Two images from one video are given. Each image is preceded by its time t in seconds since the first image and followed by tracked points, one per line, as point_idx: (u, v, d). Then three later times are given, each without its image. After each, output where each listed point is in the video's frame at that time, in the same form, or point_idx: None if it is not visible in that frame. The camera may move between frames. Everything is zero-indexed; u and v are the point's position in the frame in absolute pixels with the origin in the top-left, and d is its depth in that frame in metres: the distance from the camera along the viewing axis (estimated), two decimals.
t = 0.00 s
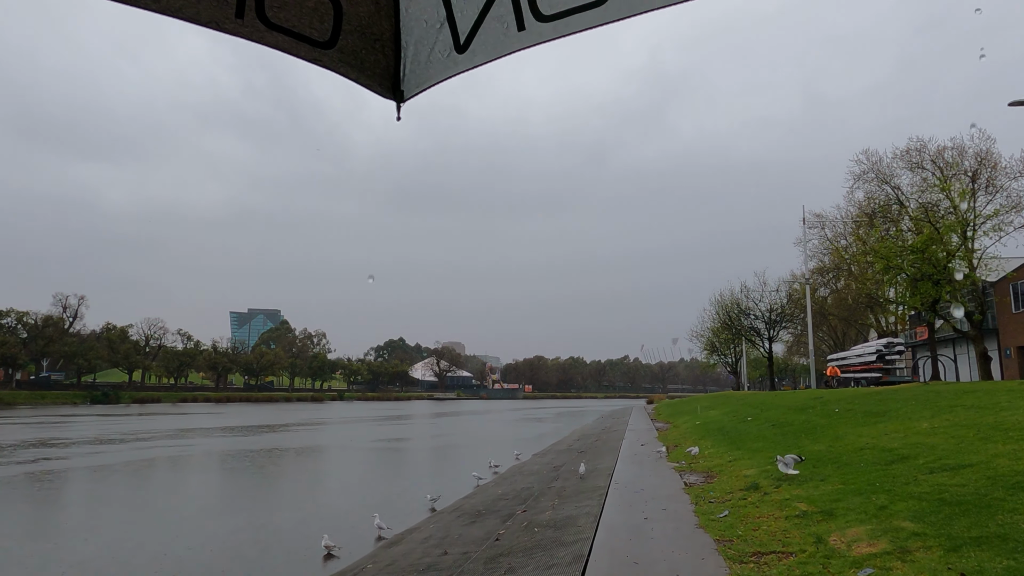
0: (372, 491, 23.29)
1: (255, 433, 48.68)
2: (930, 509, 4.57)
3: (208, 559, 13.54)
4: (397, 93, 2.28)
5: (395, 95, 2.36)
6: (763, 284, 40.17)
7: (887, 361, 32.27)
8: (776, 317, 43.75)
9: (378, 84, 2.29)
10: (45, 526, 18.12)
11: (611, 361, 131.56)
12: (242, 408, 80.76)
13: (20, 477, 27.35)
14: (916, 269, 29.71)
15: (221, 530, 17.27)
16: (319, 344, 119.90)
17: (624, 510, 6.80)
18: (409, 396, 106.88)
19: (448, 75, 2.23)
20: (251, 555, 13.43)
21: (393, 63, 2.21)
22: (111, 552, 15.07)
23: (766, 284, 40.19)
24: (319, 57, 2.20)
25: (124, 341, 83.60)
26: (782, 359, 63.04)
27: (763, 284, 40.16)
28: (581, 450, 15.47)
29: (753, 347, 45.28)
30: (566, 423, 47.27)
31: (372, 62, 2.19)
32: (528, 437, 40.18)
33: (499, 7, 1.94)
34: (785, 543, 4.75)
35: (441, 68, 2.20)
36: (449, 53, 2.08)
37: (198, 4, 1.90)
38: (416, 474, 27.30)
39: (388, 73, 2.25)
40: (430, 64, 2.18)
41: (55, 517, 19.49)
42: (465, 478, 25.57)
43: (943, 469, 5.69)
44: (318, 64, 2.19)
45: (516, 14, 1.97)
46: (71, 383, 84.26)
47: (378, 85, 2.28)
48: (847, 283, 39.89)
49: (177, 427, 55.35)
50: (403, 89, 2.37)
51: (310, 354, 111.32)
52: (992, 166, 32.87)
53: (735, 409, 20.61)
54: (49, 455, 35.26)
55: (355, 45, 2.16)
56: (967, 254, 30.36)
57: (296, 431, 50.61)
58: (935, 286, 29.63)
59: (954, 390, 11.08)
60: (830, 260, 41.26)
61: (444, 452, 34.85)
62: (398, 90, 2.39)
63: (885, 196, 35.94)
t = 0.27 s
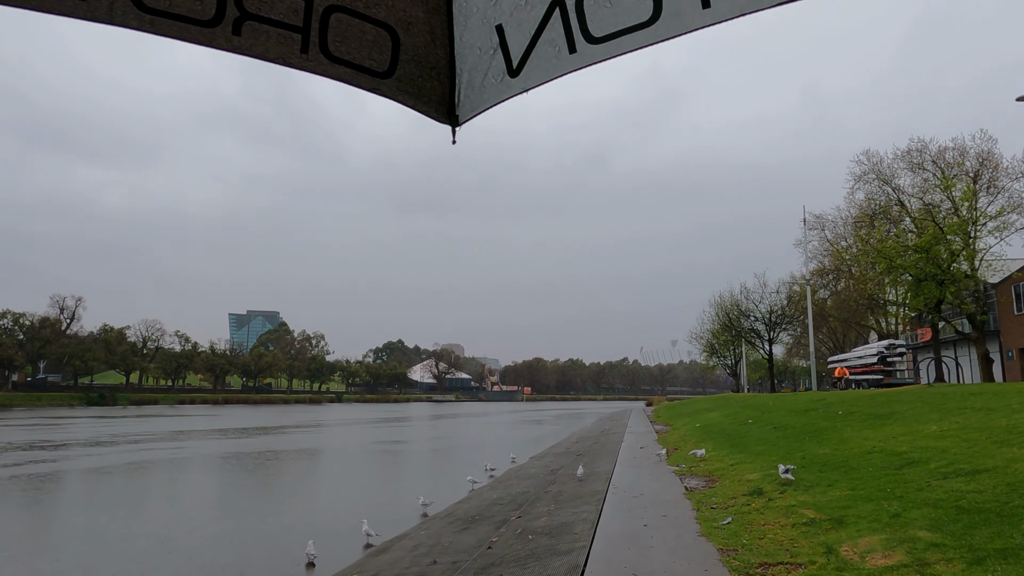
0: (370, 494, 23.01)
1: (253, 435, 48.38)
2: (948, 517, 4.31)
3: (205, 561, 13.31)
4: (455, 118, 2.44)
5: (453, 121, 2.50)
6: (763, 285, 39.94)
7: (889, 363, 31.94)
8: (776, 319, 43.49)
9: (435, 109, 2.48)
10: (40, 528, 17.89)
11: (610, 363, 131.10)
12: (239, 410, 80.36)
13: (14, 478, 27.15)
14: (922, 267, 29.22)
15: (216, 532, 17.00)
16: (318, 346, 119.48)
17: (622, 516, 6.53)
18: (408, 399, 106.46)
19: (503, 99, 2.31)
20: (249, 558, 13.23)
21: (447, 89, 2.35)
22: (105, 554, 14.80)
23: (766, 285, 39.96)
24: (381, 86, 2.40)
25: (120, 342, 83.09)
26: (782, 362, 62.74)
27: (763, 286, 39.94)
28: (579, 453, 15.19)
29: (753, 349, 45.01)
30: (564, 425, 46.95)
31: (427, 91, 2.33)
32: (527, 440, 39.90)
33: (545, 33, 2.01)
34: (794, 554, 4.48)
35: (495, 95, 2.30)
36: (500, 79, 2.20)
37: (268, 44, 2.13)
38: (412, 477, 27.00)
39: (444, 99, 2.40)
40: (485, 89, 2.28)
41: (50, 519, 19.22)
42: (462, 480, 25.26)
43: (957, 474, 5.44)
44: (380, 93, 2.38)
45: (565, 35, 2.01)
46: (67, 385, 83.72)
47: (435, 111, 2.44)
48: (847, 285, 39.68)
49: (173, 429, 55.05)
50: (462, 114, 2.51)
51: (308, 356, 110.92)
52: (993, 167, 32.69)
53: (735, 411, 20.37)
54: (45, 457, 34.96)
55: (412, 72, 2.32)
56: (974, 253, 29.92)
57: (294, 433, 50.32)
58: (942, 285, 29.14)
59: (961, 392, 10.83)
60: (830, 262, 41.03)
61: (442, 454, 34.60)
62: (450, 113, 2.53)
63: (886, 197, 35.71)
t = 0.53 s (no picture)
0: (367, 494, 22.73)
1: (250, 436, 48.11)
2: (968, 527, 4.04)
3: (207, 563, 13.10)
4: (456, 108, 2.14)
5: (454, 112, 2.19)
6: (763, 285, 39.73)
7: (890, 364, 31.67)
8: (776, 319, 43.29)
9: (435, 97, 2.14)
10: (37, 529, 17.64)
11: (609, 363, 130.91)
12: (236, 410, 80.08)
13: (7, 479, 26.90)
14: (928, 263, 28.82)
15: (212, 533, 16.74)
16: (316, 347, 119.20)
17: (620, 523, 6.26)
18: (406, 399, 106.20)
19: (511, 90, 2.03)
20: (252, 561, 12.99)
21: (449, 76, 2.07)
22: (97, 555, 14.53)
23: (766, 285, 39.75)
24: (382, 74, 2.09)
25: (117, 343, 82.81)
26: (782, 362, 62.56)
27: (762, 286, 39.73)
28: (577, 455, 14.92)
29: (752, 349, 44.81)
30: (563, 426, 46.74)
31: (428, 79, 2.06)
32: (525, 441, 39.68)
33: (554, 13, 1.76)
34: (802, 565, 4.21)
35: (501, 83, 2.02)
36: (504, 66, 1.93)
37: (263, 30, 1.87)
38: (408, 478, 26.71)
39: (447, 87, 2.12)
40: (489, 77, 2.01)
41: (48, 519, 19.00)
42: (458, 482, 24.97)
43: (973, 479, 5.17)
44: (381, 81, 2.07)
45: (572, 22, 1.78)
46: (64, 385, 83.40)
47: (437, 100, 2.14)
48: (847, 285, 39.48)
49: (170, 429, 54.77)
50: (464, 105, 2.19)
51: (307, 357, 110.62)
52: (994, 166, 32.46)
53: (735, 412, 20.10)
54: (43, 458, 34.69)
55: (413, 60, 2.04)
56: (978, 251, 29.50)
57: (292, 433, 50.09)
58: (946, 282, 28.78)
59: (968, 392, 10.58)
60: (830, 262, 40.81)
61: (439, 455, 34.31)
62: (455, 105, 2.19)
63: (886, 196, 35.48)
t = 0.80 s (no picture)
0: (365, 495, 22.47)
1: (248, 437, 47.83)
2: (995, 538, 3.77)
3: (207, 564, 12.95)
4: (413, 71, 2.02)
5: (410, 75, 2.07)
6: (763, 285, 39.47)
7: (892, 364, 31.40)
8: (777, 319, 43.04)
9: (393, 62, 2.01)
10: (32, 531, 17.39)
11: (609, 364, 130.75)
12: (234, 411, 79.70)
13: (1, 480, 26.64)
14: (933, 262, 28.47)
15: (208, 534, 16.49)
16: (315, 347, 118.87)
17: (620, 530, 6.00)
18: (405, 400, 105.88)
19: (469, 53, 1.96)
20: (252, 561, 12.85)
21: (405, 40, 1.94)
22: (90, 556, 14.27)
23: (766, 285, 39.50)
24: (337, 36, 1.91)
25: (115, 343, 82.54)
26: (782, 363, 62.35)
27: (763, 285, 39.46)
28: (576, 457, 14.64)
29: (753, 349, 44.56)
30: (563, 427, 46.47)
31: (385, 41, 1.90)
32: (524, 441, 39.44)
33: None
34: None
35: (458, 47, 1.94)
36: (461, 32, 1.84)
37: None
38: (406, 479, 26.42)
39: (405, 51, 1.98)
40: (445, 43, 1.92)
41: (42, 521, 18.72)
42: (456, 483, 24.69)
43: (993, 485, 4.90)
44: (335, 44, 1.90)
45: None
46: (61, 386, 83.09)
47: (395, 64, 2.01)
48: (848, 285, 39.24)
49: (168, 430, 54.47)
50: (422, 70, 2.07)
51: (306, 357, 110.28)
52: (998, 164, 32.21)
53: (736, 413, 19.88)
54: (40, 459, 34.43)
55: (371, 20, 1.86)
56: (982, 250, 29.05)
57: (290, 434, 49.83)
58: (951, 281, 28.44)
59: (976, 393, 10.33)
60: (831, 262, 40.56)
61: (437, 456, 34.06)
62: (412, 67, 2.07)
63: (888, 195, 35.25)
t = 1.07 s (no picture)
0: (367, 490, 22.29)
1: (250, 431, 47.73)
2: None
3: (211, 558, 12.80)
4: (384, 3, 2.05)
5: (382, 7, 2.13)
6: (767, 279, 39.15)
7: (897, 359, 31.05)
8: (780, 314, 42.75)
9: None
10: (33, 525, 17.23)
11: (611, 359, 130.54)
12: (236, 406, 79.67)
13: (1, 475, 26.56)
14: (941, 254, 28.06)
15: (208, 529, 16.31)
16: (317, 342, 118.84)
17: (623, 530, 5.74)
18: (407, 395, 105.84)
19: None
20: (258, 555, 12.73)
21: None
22: (87, 551, 14.09)
23: (770, 279, 39.19)
24: None
25: (117, 339, 82.51)
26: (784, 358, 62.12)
27: (767, 280, 39.14)
28: (579, 452, 14.39)
29: (756, 344, 44.30)
30: (565, 422, 46.31)
31: None
32: (526, 436, 39.26)
33: None
34: None
35: None
36: None
37: None
38: (407, 474, 26.24)
39: None
40: None
41: (42, 515, 18.56)
42: (457, 478, 24.47)
43: (1021, 483, 4.62)
44: None
45: None
46: (64, 381, 83.15)
47: None
48: (853, 280, 38.90)
49: (170, 425, 54.43)
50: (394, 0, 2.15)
51: (308, 352, 110.24)
52: (1005, 156, 31.69)
53: (740, 408, 19.62)
54: (42, 454, 34.33)
55: None
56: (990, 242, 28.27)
57: (292, 429, 49.70)
58: (959, 273, 28.04)
59: (990, 387, 10.04)
60: (835, 256, 40.19)
61: (439, 451, 33.87)
62: None
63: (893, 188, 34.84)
